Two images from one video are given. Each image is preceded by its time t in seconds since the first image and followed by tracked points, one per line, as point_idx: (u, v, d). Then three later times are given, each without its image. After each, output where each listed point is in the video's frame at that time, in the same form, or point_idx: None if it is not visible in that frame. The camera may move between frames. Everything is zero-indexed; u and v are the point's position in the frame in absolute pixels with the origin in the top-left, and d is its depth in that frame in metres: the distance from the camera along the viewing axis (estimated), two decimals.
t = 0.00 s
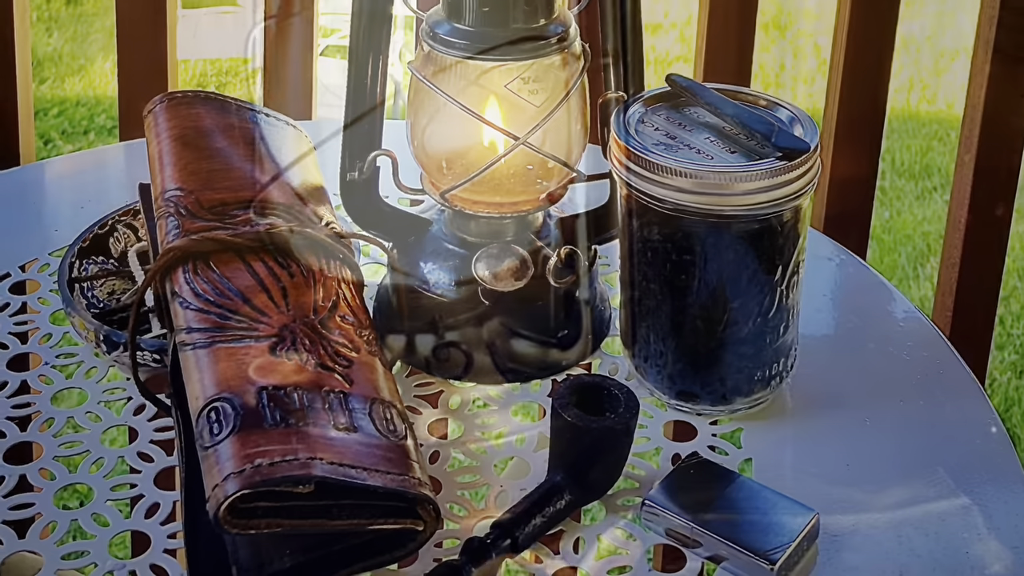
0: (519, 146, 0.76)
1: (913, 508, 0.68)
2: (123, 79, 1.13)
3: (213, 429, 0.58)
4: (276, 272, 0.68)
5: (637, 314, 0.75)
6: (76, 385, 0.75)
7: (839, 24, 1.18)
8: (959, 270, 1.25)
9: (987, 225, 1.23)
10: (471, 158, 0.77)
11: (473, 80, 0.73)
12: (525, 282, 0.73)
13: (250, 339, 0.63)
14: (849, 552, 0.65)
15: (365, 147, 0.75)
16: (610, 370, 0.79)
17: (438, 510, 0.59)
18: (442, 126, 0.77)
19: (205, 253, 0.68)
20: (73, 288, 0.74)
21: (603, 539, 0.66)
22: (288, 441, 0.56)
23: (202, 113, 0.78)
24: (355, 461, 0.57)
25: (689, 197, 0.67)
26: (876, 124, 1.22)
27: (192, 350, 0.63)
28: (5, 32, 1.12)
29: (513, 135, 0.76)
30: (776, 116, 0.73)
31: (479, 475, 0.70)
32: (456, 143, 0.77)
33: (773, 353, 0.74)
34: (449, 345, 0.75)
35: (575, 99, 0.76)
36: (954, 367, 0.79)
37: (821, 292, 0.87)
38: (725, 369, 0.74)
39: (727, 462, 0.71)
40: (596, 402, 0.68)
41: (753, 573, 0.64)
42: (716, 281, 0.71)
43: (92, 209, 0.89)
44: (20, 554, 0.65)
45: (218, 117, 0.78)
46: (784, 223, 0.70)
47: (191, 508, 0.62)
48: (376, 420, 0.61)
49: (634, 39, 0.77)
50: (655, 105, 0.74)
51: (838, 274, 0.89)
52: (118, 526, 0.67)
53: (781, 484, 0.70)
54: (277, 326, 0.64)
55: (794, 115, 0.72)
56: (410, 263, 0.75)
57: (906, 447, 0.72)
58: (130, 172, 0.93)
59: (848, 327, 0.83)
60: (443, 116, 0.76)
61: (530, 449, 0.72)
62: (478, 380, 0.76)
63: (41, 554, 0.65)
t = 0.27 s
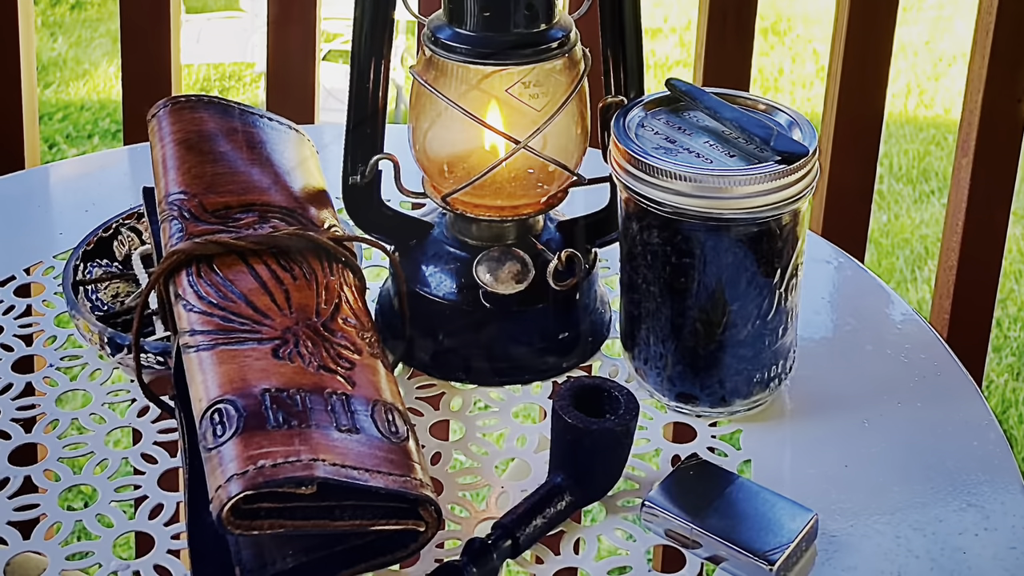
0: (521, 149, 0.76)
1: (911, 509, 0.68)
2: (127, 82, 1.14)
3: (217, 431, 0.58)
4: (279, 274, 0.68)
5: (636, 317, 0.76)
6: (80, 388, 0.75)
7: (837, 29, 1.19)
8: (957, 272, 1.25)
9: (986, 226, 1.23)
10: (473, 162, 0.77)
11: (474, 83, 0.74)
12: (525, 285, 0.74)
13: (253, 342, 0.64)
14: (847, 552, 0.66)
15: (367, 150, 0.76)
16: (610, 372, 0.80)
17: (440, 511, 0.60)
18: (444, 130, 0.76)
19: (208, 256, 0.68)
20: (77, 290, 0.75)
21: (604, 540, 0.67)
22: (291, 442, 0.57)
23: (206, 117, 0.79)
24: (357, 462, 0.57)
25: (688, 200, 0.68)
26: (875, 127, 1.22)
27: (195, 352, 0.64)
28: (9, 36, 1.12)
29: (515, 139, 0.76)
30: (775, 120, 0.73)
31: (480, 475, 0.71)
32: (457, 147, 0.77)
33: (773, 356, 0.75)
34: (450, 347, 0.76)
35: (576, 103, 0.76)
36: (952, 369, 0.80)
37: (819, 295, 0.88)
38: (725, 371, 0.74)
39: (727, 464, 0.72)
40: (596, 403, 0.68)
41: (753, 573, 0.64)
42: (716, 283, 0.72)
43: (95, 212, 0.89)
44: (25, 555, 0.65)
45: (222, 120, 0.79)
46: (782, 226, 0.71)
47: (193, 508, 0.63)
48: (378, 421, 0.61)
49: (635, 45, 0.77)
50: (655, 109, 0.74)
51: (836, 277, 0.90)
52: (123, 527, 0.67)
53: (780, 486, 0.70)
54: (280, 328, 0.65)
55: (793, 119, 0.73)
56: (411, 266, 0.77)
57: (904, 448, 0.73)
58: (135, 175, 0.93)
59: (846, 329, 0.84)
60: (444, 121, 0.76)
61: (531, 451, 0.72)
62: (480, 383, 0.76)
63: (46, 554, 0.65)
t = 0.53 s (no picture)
0: (522, 153, 0.76)
1: (908, 509, 0.69)
2: (131, 86, 1.15)
3: (220, 432, 0.59)
4: (281, 277, 0.69)
5: (637, 319, 0.76)
6: (84, 390, 0.76)
7: (835, 32, 1.20)
8: (955, 274, 1.25)
9: (984, 228, 1.24)
10: (474, 166, 0.78)
11: (476, 88, 0.75)
12: (526, 288, 0.75)
13: (256, 344, 0.64)
14: (844, 553, 0.66)
15: (370, 154, 0.76)
16: (610, 374, 0.80)
17: (441, 512, 0.60)
18: (445, 134, 0.77)
19: (212, 258, 0.69)
20: (82, 293, 0.76)
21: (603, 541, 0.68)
22: (294, 444, 0.58)
23: (209, 121, 0.79)
24: (359, 463, 0.58)
25: (687, 204, 0.68)
26: (873, 131, 1.22)
27: (199, 354, 0.64)
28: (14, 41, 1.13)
29: (515, 143, 0.76)
30: (773, 124, 0.74)
31: (481, 477, 0.72)
32: (459, 151, 0.78)
33: (771, 358, 0.75)
34: (452, 349, 0.76)
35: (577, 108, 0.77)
36: (950, 372, 0.80)
37: (817, 297, 0.88)
38: (724, 373, 0.75)
39: (726, 466, 0.73)
40: (596, 405, 0.69)
41: (752, 574, 0.65)
42: (715, 286, 0.72)
43: (100, 216, 0.90)
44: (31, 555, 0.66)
45: (225, 124, 0.79)
46: (781, 229, 0.71)
47: (198, 511, 0.64)
48: (380, 422, 0.62)
49: (635, 51, 0.78)
50: (655, 113, 0.75)
51: (834, 280, 0.90)
52: (127, 528, 0.68)
53: (778, 488, 0.71)
54: (283, 330, 0.66)
55: (792, 123, 0.73)
56: (414, 269, 0.77)
57: (901, 450, 0.73)
58: (138, 179, 0.94)
59: (844, 332, 0.85)
60: (445, 125, 0.77)
61: (532, 453, 0.73)
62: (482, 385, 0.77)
63: (51, 554, 0.66)
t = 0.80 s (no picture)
0: (522, 157, 0.77)
1: (906, 510, 0.69)
2: (134, 89, 1.16)
3: (223, 434, 0.59)
4: (284, 280, 0.70)
5: (636, 322, 0.77)
6: (88, 392, 0.76)
7: (834, 36, 1.20)
8: (952, 277, 1.26)
9: (982, 231, 1.24)
10: (476, 170, 0.78)
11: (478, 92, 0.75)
12: (527, 291, 0.76)
13: (259, 346, 0.65)
14: (843, 553, 0.67)
15: (372, 158, 0.77)
16: (610, 376, 0.81)
17: (442, 513, 0.61)
18: (446, 138, 0.77)
19: (215, 261, 0.70)
20: (86, 295, 0.77)
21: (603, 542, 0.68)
22: (297, 445, 0.58)
23: (212, 125, 0.80)
24: (362, 465, 0.59)
25: (687, 207, 0.69)
26: (872, 135, 1.23)
27: (202, 357, 0.65)
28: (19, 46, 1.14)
29: (516, 147, 0.77)
30: (772, 128, 0.75)
31: (482, 478, 0.72)
32: (460, 155, 0.78)
33: (770, 360, 0.76)
34: (453, 352, 0.77)
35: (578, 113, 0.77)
36: (947, 374, 0.81)
37: (816, 300, 0.89)
38: (722, 376, 0.75)
39: (726, 468, 0.73)
40: (596, 407, 0.69)
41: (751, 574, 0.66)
42: (714, 289, 0.73)
43: (105, 218, 0.90)
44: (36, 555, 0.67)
45: (228, 129, 0.80)
46: (779, 233, 0.72)
47: (200, 510, 0.64)
48: (382, 424, 0.62)
49: (635, 55, 0.79)
50: (654, 117, 0.75)
51: (832, 283, 0.91)
52: (131, 529, 0.68)
53: (777, 489, 0.72)
54: (286, 333, 0.66)
55: (790, 127, 0.74)
56: (416, 272, 0.78)
57: (899, 451, 0.74)
58: (142, 183, 0.95)
59: (843, 334, 0.85)
60: (447, 129, 0.77)
61: (533, 454, 0.74)
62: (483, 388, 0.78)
63: (56, 555, 0.66)
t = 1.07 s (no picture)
0: (523, 161, 0.77)
1: (904, 511, 0.70)
2: (137, 93, 1.16)
3: (227, 435, 0.60)
4: (287, 283, 0.70)
5: (636, 324, 0.78)
6: (93, 394, 0.77)
7: (832, 41, 1.21)
8: (949, 280, 1.26)
9: (979, 234, 1.25)
10: (477, 173, 0.79)
11: (479, 96, 0.76)
12: (530, 293, 0.76)
13: (262, 348, 0.66)
14: (841, 554, 0.67)
15: (375, 162, 0.77)
16: (610, 378, 0.82)
17: (444, 514, 0.62)
18: (448, 142, 0.78)
19: (219, 264, 0.70)
20: (90, 298, 0.77)
21: (603, 543, 0.69)
22: (299, 447, 0.59)
23: (216, 130, 0.80)
24: (364, 466, 0.59)
25: (686, 211, 0.70)
26: (869, 139, 1.23)
27: (205, 359, 0.66)
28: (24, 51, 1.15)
29: (517, 151, 0.77)
30: (771, 132, 0.75)
31: (484, 479, 0.72)
32: (462, 158, 0.79)
33: (769, 362, 0.76)
34: (454, 354, 0.77)
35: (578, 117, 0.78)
36: (945, 376, 0.81)
37: (814, 303, 0.90)
38: (721, 378, 0.76)
39: (725, 468, 0.74)
40: (597, 409, 0.70)
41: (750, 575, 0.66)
42: (713, 291, 0.73)
43: (110, 222, 0.91)
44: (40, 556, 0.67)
45: (232, 133, 0.80)
46: (778, 236, 0.72)
47: (204, 511, 0.64)
48: (384, 425, 0.63)
49: (635, 61, 0.79)
50: (654, 122, 0.76)
51: (831, 286, 0.91)
52: (134, 530, 0.69)
53: (776, 490, 0.72)
54: (289, 335, 0.67)
55: (789, 131, 0.75)
56: (418, 275, 0.79)
57: (896, 453, 0.75)
58: (146, 187, 0.95)
59: (841, 337, 0.86)
60: (449, 133, 0.78)
61: (533, 455, 0.74)
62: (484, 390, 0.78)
63: (61, 556, 0.67)
